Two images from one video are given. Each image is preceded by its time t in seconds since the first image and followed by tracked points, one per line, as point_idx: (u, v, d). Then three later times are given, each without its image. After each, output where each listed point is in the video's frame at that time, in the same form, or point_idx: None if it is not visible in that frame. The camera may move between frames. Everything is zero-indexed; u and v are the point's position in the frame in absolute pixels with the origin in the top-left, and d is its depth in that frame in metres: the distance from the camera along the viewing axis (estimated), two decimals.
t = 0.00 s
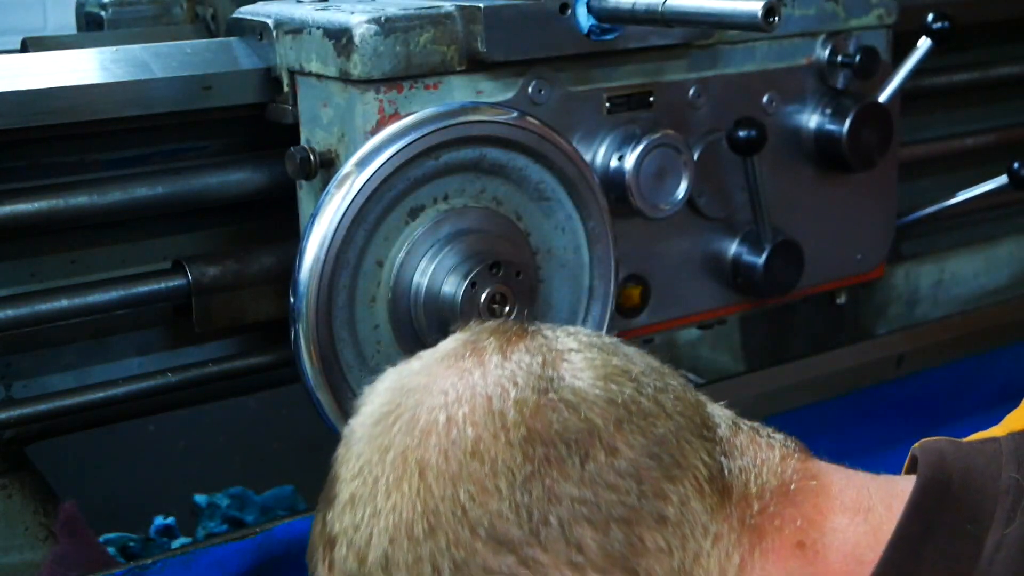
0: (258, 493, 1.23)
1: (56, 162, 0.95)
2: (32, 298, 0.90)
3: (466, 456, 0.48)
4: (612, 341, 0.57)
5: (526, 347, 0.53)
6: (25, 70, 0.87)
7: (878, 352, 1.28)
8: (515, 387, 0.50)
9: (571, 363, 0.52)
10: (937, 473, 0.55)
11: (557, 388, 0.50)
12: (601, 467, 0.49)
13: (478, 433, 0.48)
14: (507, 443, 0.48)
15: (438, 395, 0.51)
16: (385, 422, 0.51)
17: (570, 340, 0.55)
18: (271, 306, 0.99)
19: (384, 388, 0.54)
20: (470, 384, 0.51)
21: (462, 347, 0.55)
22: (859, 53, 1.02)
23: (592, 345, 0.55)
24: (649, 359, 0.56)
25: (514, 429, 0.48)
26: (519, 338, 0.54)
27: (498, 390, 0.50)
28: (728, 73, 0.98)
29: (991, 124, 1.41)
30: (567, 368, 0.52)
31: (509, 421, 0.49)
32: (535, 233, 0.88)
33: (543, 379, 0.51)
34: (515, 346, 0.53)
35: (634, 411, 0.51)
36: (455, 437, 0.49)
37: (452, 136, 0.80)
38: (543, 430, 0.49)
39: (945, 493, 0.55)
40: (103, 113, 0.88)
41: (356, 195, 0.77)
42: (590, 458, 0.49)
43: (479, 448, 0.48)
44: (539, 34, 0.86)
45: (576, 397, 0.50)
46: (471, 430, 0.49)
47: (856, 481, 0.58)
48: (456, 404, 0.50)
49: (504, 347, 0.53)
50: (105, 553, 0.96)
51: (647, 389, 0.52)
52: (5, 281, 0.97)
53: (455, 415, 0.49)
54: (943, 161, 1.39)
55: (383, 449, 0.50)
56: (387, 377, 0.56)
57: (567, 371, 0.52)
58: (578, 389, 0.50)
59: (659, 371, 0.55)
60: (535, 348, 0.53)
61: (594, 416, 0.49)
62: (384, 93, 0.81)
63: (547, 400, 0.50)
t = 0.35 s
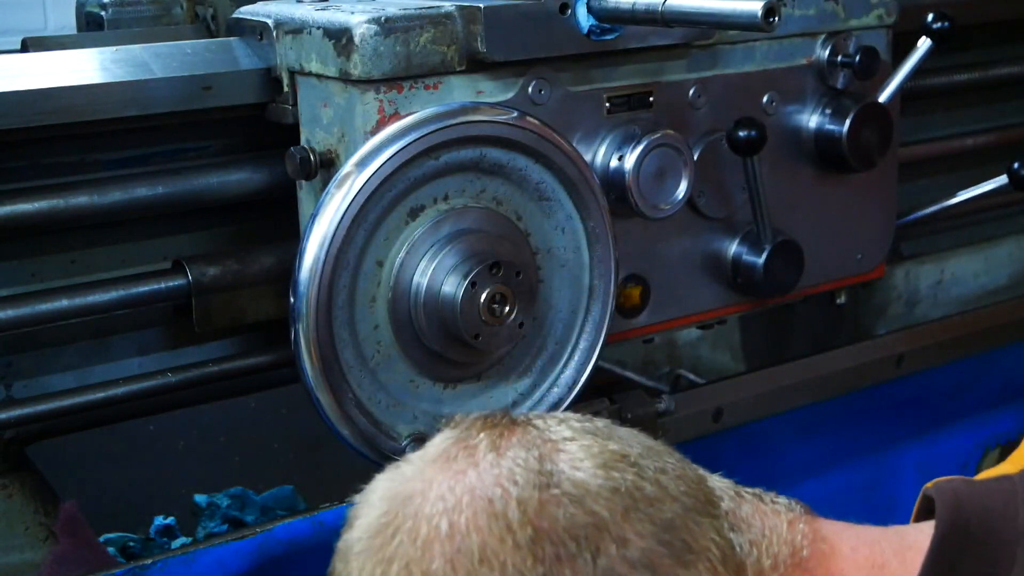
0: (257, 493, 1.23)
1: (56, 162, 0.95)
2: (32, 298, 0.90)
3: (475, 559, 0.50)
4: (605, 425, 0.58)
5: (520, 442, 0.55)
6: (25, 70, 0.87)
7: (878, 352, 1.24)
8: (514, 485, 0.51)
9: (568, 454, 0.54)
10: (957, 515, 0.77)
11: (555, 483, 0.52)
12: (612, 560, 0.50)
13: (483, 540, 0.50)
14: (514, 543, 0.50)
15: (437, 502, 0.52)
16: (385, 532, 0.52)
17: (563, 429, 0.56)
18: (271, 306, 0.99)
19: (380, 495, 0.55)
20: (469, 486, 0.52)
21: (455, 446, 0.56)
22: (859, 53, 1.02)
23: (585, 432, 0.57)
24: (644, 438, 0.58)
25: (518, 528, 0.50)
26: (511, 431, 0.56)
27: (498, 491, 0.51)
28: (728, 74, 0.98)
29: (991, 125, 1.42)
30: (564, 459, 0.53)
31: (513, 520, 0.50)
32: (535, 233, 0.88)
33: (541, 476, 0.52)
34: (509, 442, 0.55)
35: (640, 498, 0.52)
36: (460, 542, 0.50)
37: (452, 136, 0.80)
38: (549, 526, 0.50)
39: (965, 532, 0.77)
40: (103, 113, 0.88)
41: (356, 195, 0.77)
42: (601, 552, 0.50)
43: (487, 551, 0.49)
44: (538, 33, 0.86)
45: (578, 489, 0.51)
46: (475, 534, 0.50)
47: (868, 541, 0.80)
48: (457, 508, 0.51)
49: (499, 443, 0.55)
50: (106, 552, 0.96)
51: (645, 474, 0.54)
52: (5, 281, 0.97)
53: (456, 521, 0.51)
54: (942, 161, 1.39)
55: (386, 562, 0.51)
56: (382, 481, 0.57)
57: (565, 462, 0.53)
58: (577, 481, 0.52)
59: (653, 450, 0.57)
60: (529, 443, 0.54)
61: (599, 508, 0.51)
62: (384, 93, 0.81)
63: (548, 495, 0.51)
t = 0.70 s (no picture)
0: (257, 493, 1.23)
1: (56, 161, 0.95)
2: (32, 298, 0.90)
3: (489, 565, 0.50)
4: (622, 430, 0.58)
5: (538, 448, 0.54)
6: (25, 70, 0.87)
7: (879, 352, 1.25)
8: (531, 491, 0.51)
9: (585, 461, 0.53)
10: (959, 523, 0.70)
11: (571, 490, 0.52)
12: (622, 569, 0.50)
13: (497, 544, 0.50)
14: (527, 550, 0.50)
15: (454, 505, 0.52)
16: (402, 533, 0.53)
17: (583, 435, 0.56)
18: (271, 306, 0.99)
19: (397, 495, 0.56)
20: (485, 489, 0.52)
21: (474, 447, 0.56)
22: (859, 52, 1.02)
23: (604, 439, 0.56)
24: (660, 446, 0.58)
25: (533, 536, 0.50)
26: (530, 435, 0.56)
27: (514, 496, 0.51)
28: (728, 74, 0.99)
29: (991, 125, 1.42)
30: (581, 467, 0.53)
31: (528, 527, 0.50)
32: (535, 233, 0.88)
33: (557, 483, 0.52)
34: (527, 448, 0.54)
35: (653, 508, 0.52)
36: (475, 547, 0.50)
37: (452, 136, 0.80)
38: (562, 535, 0.50)
39: (967, 545, 0.69)
40: (103, 113, 0.88)
41: (356, 195, 0.77)
42: (612, 562, 0.50)
43: (501, 557, 0.50)
44: (538, 34, 0.86)
45: (593, 498, 0.51)
46: (490, 539, 0.50)
47: (873, 550, 0.79)
48: (473, 512, 0.51)
49: (517, 449, 0.55)
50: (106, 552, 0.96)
51: (661, 483, 0.54)
52: (5, 281, 0.97)
53: (472, 525, 0.51)
54: (942, 161, 1.39)
55: (403, 561, 0.51)
56: (401, 481, 0.57)
57: (582, 470, 0.53)
58: (592, 489, 0.52)
59: (669, 459, 0.56)
60: (548, 449, 0.54)
61: (613, 518, 0.51)
62: (384, 93, 0.81)
63: (564, 504, 0.51)
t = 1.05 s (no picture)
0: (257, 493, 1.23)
1: (56, 161, 0.95)
2: (32, 298, 0.90)
3: (511, 558, 0.44)
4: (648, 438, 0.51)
5: (566, 448, 0.48)
6: (25, 70, 0.87)
7: (879, 353, 1.24)
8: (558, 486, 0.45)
9: (611, 464, 0.47)
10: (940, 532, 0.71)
11: (599, 490, 0.45)
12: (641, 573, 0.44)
13: (521, 536, 0.44)
14: (550, 546, 0.43)
15: (481, 495, 0.45)
16: (423, 521, 0.46)
17: (609, 440, 0.49)
18: (271, 306, 0.99)
19: (420, 484, 0.49)
20: (512, 482, 0.46)
21: (503, 438, 0.50)
22: (859, 53, 1.02)
23: (630, 446, 0.49)
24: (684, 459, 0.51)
25: (557, 532, 0.44)
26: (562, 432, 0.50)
27: (541, 491, 0.45)
28: (728, 74, 0.99)
29: (991, 125, 1.42)
30: (606, 468, 0.47)
31: (553, 523, 0.44)
32: (535, 233, 0.88)
33: (586, 481, 0.46)
34: (556, 446, 0.48)
35: (672, 515, 0.46)
36: (499, 537, 0.44)
37: (453, 136, 0.80)
38: (588, 534, 0.44)
39: (950, 554, 0.71)
40: (103, 113, 0.88)
41: (357, 195, 0.77)
42: (630, 567, 0.44)
43: (524, 551, 0.44)
44: (538, 34, 0.86)
45: (619, 501, 0.45)
46: (514, 531, 0.44)
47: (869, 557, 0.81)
48: (500, 504, 0.45)
49: (544, 447, 0.48)
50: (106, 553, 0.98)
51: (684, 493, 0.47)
52: (5, 281, 0.97)
53: (498, 516, 0.44)
54: (942, 161, 1.39)
55: (425, 548, 0.45)
56: (423, 470, 0.51)
57: (608, 472, 0.47)
58: (619, 491, 0.46)
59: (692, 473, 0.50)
60: (577, 449, 0.48)
61: (636, 522, 0.44)
62: (384, 93, 0.81)
63: (590, 503, 0.45)
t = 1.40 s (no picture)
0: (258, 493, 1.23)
1: (56, 162, 0.95)
2: (32, 298, 0.90)
3: None
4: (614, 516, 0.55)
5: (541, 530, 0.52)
6: (26, 70, 0.87)
7: (879, 353, 1.25)
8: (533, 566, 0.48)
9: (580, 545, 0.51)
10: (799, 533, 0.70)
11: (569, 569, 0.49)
12: None
13: None
14: None
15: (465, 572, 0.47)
16: None
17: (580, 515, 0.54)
18: (272, 306, 0.99)
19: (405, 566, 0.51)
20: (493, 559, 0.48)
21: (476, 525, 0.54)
22: (860, 53, 1.02)
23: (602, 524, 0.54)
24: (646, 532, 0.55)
25: None
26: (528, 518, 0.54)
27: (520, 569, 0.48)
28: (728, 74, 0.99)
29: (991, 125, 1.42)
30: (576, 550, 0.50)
31: None
32: (535, 233, 0.88)
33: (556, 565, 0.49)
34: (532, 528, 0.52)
35: None
36: None
37: (453, 136, 0.80)
38: None
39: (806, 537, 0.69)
40: (103, 112, 0.88)
41: (356, 195, 0.77)
42: None
43: None
44: (538, 34, 0.86)
45: None
46: None
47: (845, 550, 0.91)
48: None
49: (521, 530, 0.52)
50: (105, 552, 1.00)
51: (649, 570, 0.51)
52: (5, 281, 0.97)
53: None
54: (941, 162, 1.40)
55: None
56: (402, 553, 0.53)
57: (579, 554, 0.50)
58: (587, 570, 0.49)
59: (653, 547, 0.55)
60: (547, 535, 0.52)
61: None
62: (384, 93, 0.81)
63: None
